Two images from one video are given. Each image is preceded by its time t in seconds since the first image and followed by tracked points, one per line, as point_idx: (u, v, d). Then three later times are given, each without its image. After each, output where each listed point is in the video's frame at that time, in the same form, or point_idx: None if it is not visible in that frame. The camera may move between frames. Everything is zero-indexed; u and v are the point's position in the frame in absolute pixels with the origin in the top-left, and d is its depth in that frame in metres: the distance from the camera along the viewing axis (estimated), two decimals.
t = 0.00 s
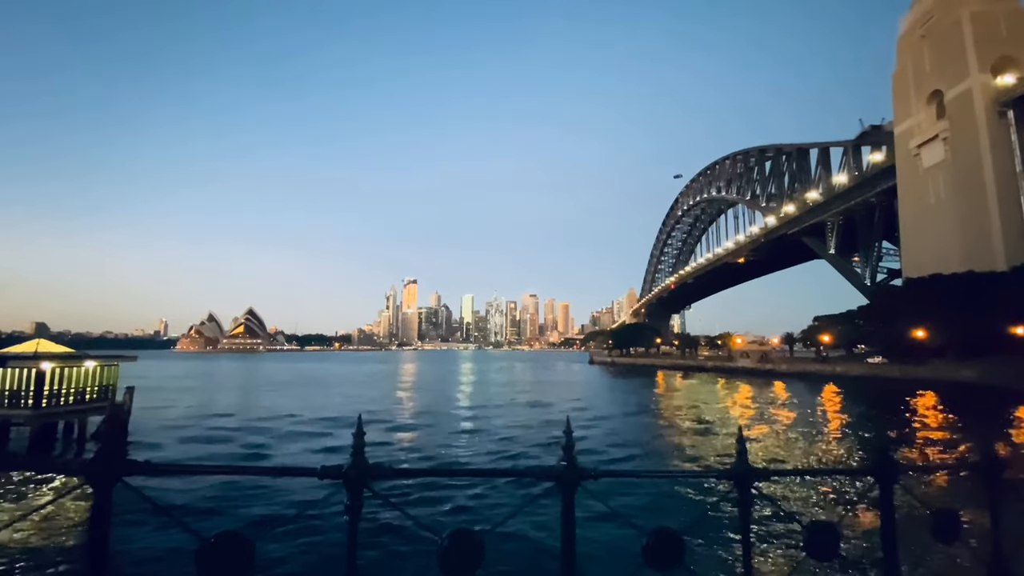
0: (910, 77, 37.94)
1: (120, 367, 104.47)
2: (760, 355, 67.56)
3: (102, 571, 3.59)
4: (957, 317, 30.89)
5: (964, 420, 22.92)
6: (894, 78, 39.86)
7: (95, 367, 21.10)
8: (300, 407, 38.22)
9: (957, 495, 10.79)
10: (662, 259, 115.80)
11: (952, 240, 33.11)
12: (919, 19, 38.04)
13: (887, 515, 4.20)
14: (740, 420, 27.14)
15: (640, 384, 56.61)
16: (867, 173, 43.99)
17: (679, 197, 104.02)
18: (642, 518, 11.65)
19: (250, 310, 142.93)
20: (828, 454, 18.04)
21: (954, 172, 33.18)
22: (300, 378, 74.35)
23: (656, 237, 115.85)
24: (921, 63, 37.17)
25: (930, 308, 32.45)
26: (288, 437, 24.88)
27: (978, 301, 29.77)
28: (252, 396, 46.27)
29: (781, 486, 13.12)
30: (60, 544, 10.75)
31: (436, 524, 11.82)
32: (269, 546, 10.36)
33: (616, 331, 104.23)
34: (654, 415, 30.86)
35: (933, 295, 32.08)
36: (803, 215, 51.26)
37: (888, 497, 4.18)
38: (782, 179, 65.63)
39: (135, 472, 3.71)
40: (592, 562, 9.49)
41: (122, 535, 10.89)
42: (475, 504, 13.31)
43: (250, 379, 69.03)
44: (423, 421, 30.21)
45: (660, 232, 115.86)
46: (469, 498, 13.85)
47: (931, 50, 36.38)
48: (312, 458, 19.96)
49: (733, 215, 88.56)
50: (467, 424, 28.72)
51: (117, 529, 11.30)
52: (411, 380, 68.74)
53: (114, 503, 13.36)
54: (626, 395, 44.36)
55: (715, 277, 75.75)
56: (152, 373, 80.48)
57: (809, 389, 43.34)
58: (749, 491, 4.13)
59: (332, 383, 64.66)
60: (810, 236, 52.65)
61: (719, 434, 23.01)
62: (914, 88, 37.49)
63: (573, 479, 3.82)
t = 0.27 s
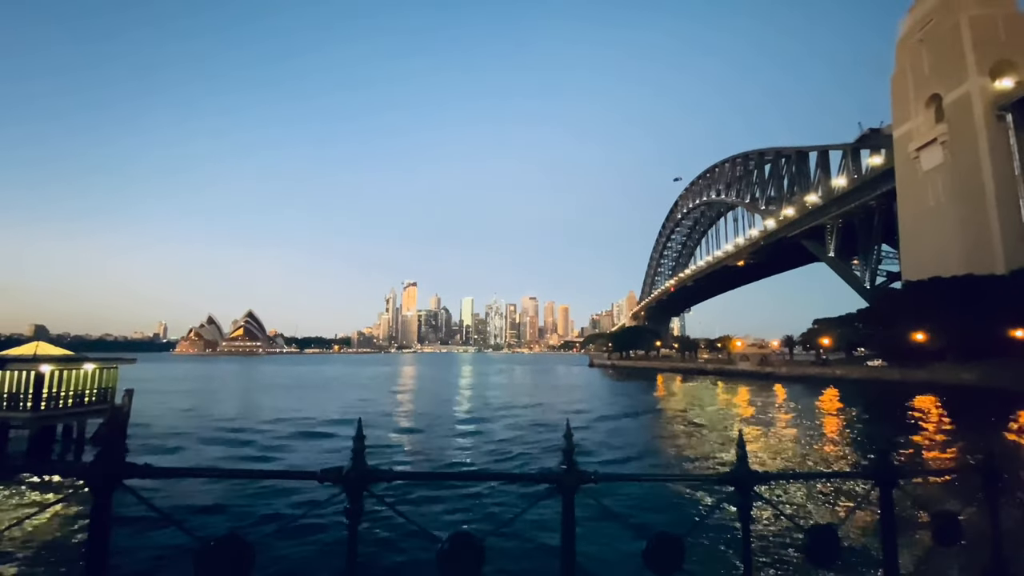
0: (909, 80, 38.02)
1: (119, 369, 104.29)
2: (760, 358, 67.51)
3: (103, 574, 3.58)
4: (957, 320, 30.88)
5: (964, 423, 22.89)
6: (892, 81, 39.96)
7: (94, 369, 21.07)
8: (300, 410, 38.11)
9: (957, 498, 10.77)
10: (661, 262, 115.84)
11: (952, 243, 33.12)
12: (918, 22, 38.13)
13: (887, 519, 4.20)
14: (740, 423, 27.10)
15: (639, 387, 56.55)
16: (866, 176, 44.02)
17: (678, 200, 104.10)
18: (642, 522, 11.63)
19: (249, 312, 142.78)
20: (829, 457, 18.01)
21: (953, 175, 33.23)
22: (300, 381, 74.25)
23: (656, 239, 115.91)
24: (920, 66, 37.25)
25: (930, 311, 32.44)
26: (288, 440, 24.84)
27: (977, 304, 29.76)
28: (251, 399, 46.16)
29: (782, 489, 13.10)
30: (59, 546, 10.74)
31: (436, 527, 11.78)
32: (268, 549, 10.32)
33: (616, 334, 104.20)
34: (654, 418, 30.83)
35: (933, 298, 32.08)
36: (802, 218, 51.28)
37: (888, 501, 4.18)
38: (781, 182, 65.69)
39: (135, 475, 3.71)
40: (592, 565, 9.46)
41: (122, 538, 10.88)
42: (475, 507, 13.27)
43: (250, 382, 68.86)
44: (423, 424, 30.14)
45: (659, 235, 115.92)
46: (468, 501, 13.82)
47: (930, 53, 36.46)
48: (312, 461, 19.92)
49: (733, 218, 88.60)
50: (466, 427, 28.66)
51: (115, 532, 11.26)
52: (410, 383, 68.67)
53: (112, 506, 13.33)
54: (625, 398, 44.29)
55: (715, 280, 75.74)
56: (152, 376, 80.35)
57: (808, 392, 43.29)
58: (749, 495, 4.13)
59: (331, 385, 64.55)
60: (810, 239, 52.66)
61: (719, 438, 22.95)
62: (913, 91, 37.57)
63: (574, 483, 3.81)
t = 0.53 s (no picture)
0: (907, 83, 38.13)
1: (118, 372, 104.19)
2: (759, 361, 67.52)
3: None
4: (956, 323, 30.90)
5: (963, 426, 22.90)
6: (890, 85, 40.07)
7: (92, 372, 21.04)
8: (298, 412, 38.02)
9: (957, 502, 10.75)
10: (660, 265, 115.99)
11: (950, 246, 33.17)
12: (917, 25, 38.24)
13: (886, 522, 4.19)
14: (739, 427, 27.08)
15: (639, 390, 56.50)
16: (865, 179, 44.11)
17: (678, 203, 104.20)
18: (641, 525, 11.60)
19: (248, 314, 142.72)
20: (827, 460, 18.02)
21: (951, 178, 33.30)
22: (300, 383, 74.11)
23: (655, 242, 116.04)
24: (918, 69, 37.35)
25: (928, 314, 32.46)
26: (287, 442, 24.78)
27: (976, 307, 29.78)
28: (250, 401, 46.05)
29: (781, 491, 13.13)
30: (57, 549, 10.72)
31: (434, 530, 11.75)
32: (265, 552, 10.29)
33: (615, 337, 104.24)
34: (654, 421, 30.80)
35: (932, 301, 32.11)
36: (801, 221, 51.36)
37: (888, 504, 4.17)
38: (780, 185, 65.82)
39: (132, 478, 3.69)
40: (592, 568, 9.44)
41: (120, 541, 10.83)
42: (474, 510, 13.24)
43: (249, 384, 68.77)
44: (422, 427, 30.08)
45: (658, 238, 116.06)
46: (466, 504, 13.79)
47: (928, 57, 36.57)
48: (310, 463, 19.87)
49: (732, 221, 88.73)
50: (465, 430, 28.61)
51: (112, 536, 11.23)
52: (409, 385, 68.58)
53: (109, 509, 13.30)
54: (625, 401, 44.25)
55: (714, 282, 75.79)
56: (151, 378, 80.23)
57: (807, 395, 43.30)
58: (749, 498, 4.12)
59: (330, 388, 64.38)
60: (808, 241, 52.73)
61: (718, 441, 22.92)
62: (911, 95, 37.67)
63: (574, 486, 3.80)
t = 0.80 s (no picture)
0: (905, 87, 38.25)
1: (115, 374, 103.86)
2: (757, 363, 67.57)
3: None
4: (953, 325, 30.94)
5: (961, 429, 22.90)
6: (888, 89, 40.20)
7: (89, 373, 20.99)
8: (296, 415, 37.91)
9: (955, 505, 10.74)
10: (659, 267, 116.10)
11: (948, 249, 33.24)
12: (914, 29, 38.39)
13: (884, 524, 4.18)
14: (738, 429, 27.08)
15: (637, 392, 56.48)
16: (862, 182, 44.23)
17: (676, 205, 104.33)
18: (638, 528, 11.58)
19: (246, 316, 142.44)
20: (825, 463, 18.00)
21: (948, 182, 33.41)
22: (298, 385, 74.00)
23: (653, 245, 116.16)
24: (916, 73, 37.48)
25: (926, 317, 32.51)
26: (284, 445, 24.73)
27: (973, 310, 29.83)
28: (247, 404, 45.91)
29: (778, 494, 13.12)
30: (52, 552, 10.68)
31: (431, 533, 11.70)
32: (261, 555, 10.24)
33: (613, 339, 104.25)
34: (652, 423, 30.79)
35: (929, 304, 32.17)
36: (799, 223, 51.44)
37: (885, 506, 4.17)
38: (778, 188, 65.94)
39: (129, 481, 3.68)
40: (590, 571, 9.41)
41: (116, 544, 10.79)
42: (471, 513, 13.20)
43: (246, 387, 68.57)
44: (419, 429, 30.01)
45: (656, 240, 116.19)
46: (464, 506, 13.76)
47: (925, 61, 36.71)
48: (307, 466, 19.80)
49: (730, 223, 88.84)
50: (464, 433, 28.57)
51: (107, 538, 11.18)
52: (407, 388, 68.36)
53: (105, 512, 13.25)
54: (623, 404, 44.22)
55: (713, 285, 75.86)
56: (148, 380, 80.00)
57: (806, 397, 43.31)
58: (746, 500, 4.12)
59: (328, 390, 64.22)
60: (807, 244, 52.80)
61: (716, 444, 22.90)
62: (909, 98, 37.80)
63: (572, 488, 3.79)
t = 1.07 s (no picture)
0: (901, 90, 38.39)
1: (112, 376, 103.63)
2: (755, 365, 67.63)
3: None
4: (950, 328, 31.03)
5: (958, 431, 22.92)
6: (884, 92, 40.38)
7: (85, 375, 20.93)
8: (293, 416, 37.75)
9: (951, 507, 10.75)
10: (657, 270, 116.16)
11: (945, 252, 33.33)
12: (910, 33, 38.52)
13: (880, 527, 4.19)
14: (736, 431, 27.06)
15: (635, 394, 56.48)
16: (859, 184, 44.34)
17: (674, 208, 104.51)
18: (636, 531, 11.56)
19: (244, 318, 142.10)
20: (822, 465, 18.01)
21: (944, 185, 33.53)
22: (295, 387, 73.70)
23: (651, 247, 116.30)
24: (912, 77, 37.63)
25: (923, 319, 32.57)
26: (281, 447, 24.67)
27: (971, 312, 29.90)
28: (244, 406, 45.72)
29: (776, 497, 13.11)
30: (47, 555, 10.63)
31: (429, 536, 11.65)
32: (256, 559, 10.19)
33: (611, 341, 104.23)
34: (649, 425, 30.78)
35: (926, 306, 32.24)
36: (796, 225, 51.51)
37: (881, 508, 4.18)
38: (775, 190, 66.10)
39: (123, 484, 3.66)
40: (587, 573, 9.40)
41: (111, 546, 10.73)
42: (468, 516, 13.15)
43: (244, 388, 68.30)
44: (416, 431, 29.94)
45: (654, 243, 116.31)
46: (462, 509, 13.73)
47: (921, 64, 36.84)
48: (304, 469, 19.74)
49: (728, 226, 88.97)
50: (461, 435, 28.51)
51: (102, 541, 11.13)
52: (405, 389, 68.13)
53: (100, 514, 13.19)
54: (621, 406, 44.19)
55: (711, 287, 75.92)
56: (145, 382, 79.76)
57: (803, 399, 43.36)
58: (744, 502, 4.12)
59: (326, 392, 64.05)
60: (804, 246, 52.87)
61: (713, 446, 22.90)
62: (905, 101, 37.93)
63: (568, 491, 3.79)
